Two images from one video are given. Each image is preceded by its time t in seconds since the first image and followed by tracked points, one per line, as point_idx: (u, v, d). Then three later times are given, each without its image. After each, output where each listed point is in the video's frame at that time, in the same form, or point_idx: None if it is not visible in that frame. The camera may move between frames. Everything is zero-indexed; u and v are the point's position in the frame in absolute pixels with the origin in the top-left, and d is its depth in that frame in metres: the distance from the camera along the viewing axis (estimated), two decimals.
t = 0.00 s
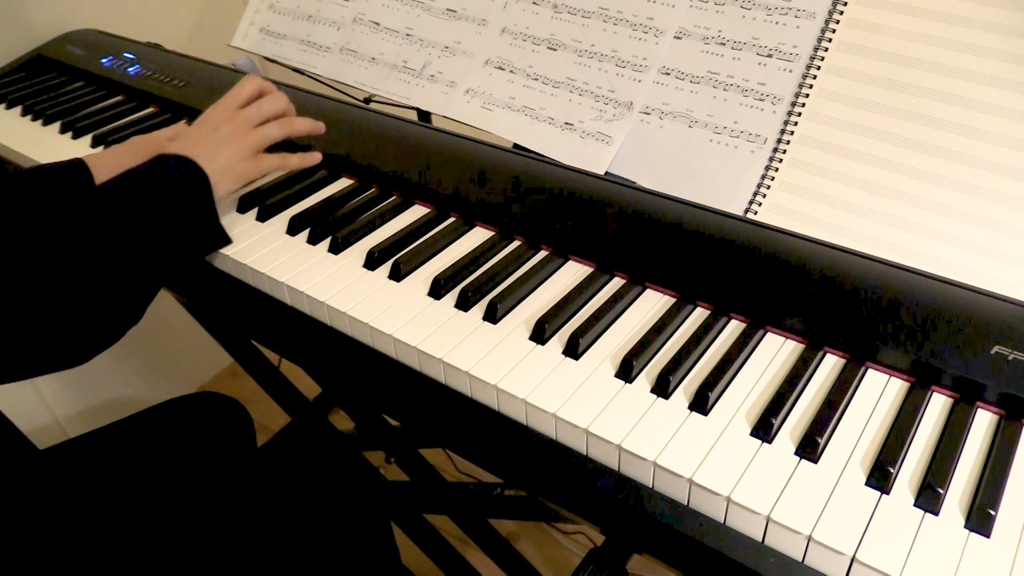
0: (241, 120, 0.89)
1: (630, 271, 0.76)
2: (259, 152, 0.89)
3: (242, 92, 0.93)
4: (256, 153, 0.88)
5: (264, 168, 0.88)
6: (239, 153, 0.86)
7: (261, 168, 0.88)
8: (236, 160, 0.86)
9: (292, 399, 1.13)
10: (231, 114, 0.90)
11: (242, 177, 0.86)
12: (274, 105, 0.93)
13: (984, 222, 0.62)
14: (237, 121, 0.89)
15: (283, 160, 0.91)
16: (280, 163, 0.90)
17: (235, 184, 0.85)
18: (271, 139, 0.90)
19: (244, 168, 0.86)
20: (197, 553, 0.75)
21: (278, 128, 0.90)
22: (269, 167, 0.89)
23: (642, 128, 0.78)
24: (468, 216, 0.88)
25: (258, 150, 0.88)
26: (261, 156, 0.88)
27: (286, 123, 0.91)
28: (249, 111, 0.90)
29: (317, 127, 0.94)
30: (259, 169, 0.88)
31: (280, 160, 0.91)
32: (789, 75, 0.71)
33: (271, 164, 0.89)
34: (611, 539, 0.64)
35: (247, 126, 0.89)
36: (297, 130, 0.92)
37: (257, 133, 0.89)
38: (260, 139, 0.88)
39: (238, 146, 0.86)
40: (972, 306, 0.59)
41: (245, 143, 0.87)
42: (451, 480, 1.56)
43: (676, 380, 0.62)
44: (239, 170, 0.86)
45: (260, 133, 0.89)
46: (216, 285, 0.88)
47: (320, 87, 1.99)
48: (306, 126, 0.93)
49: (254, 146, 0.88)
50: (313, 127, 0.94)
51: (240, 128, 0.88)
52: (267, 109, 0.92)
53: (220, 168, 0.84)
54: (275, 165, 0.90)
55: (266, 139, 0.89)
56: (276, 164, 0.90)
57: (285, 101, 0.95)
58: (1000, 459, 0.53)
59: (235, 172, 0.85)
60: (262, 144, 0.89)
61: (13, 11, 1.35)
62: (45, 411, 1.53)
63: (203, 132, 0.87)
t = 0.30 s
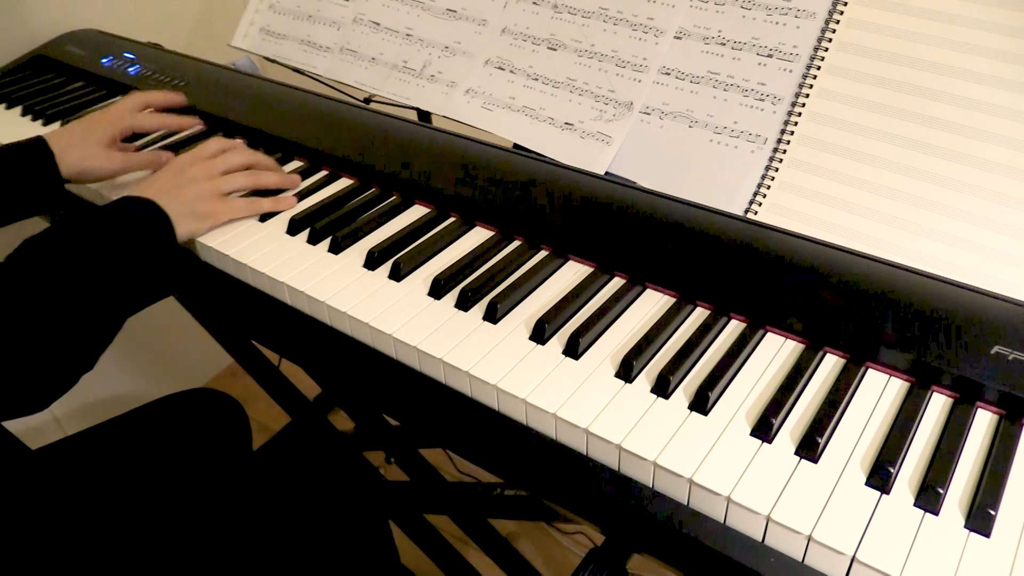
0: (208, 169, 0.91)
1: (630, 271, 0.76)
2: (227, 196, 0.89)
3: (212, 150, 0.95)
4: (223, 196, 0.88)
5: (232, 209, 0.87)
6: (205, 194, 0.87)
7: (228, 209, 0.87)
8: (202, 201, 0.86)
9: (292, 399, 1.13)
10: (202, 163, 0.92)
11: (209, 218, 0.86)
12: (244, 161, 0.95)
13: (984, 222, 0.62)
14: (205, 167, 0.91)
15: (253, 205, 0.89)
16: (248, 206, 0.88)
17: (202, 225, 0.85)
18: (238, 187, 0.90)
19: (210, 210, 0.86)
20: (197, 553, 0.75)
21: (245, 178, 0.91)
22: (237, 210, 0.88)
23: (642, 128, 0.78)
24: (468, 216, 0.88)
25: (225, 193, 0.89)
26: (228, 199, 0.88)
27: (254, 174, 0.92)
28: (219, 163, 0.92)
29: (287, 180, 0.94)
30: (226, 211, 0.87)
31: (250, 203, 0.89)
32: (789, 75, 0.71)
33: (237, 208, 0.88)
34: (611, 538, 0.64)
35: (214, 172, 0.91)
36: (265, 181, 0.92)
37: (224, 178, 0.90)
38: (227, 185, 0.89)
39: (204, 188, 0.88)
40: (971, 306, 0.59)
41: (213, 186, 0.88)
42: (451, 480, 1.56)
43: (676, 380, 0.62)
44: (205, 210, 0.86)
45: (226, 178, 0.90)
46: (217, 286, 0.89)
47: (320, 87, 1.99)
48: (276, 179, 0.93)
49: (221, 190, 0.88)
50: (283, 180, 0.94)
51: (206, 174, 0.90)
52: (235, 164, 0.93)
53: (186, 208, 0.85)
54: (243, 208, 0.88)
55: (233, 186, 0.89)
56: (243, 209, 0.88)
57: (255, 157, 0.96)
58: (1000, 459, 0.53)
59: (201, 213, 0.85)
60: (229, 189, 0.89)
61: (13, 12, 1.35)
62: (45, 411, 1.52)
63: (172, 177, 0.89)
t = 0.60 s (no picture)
0: (186, 188, 0.89)
1: (630, 271, 0.76)
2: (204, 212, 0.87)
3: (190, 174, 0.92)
4: (199, 212, 0.87)
5: (207, 224, 0.86)
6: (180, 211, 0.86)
7: (203, 225, 0.86)
8: (177, 217, 0.85)
9: (292, 399, 1.13)
10: (181, 182, 0.90)
11: (183, 234, 0.85)
12: (225, 177, 0.92)
13: (984, 222, 0.62)
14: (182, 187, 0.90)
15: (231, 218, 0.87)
16: (223, 220, 0.87)
17: (177, 241, 0.84)
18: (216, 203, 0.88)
19: (185, 226, 0.85)
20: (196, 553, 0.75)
21: (224, 193, 0.89)
22: (213, 225, 0.86)
23: (642, 128, 0.78)
24: (468, 216, 0.88)
25: (202, 209, 0.87)
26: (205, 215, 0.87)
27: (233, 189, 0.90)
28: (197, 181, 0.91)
29: (266, 197, 0.92)
30: (201, 227, 0.86)
31: (225, 217, 0.87)
32: (789, 75, 0.71)
33: (214, 222, 0.87)
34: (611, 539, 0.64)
35: (192, 190, 0.89)
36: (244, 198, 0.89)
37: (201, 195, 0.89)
38: (204, 201, 0.88)
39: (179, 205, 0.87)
40: (970, 306, 0.59)
41: (189, 204, 0.87)
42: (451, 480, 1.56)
43: (676, 380, 0.62)
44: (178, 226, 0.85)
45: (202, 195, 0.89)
46: (217, 286, 0.89)
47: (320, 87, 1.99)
48: (255, 195, 0.91)
49: (197, 207, 0.87)
50: (263, 197, 0.91)
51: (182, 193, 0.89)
52: (215, 181, 0.91)
53: (162, 224, 0.84)
54: (219, 223, 0.87)
55: (210, 202, 0.88)
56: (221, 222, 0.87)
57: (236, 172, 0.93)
58: (1000, 459, 0.53)
59: (176, 229, 0.84)
60: (206, 206, 0.88)
61: (13, 12, 1.35)
62: (45, 411, 1.52)
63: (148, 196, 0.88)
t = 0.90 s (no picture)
0: (188, 188, 0.89)
1: (630, 271, 0.76)
2: (206, 209, 0.87)
3: (193, 174, 0.92)
4: (201, 210, 0.87)
5: (208, 221, 0.86)
6: (182, 209, 0.86)
7: (205, 222, 0.86)
8: (179, 215, 0.85)
9: (292, 399, 1.13)
10: (183, 183, 0.91)
11: (186, 231, 0.84)
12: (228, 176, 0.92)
13: (984, 222, 0.62)
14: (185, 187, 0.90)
15: (233, 215, 0.87)
16: (225, 217, 0.86)
17: (178, 239, 0.84)
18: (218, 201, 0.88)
19: (187, 224, 0.85)
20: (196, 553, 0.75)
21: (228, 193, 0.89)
22: (215, 222, 0.86)
23: (642, 128, 0.78)
24: (468, 216, 0.88)
25: (205, 208, 0.87)
26: (207, 212, 0.87)
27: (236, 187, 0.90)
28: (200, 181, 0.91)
29: (270, 194, 0.91)
30: (202, 223, 0.86)
31: (227, 213, 0.87)
32: (789, 75, 0.71)
33: (215, 219, 0.86)
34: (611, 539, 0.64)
35: (195, 189, 0.89)
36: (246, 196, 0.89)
37: (203, 194, 0.88)
38: (205, 199, 0.88)
39: (181, 204, 0.86)
40: (971, 306, 0.59)
41: (191, 202, 0.87)
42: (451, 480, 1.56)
43: (676, 380, 0.62)
44: (179, 224, 0.84)
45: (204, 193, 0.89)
46: (217, 286, 0.89)
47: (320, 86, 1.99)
48: (258, 193, 0.90)
49: (199, 205, 0.87)
50: (266, 194, 0.91)
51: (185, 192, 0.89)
52: (217, 180, 0.91)
53: (163, 222, 0.84)
54: (221, 219, 0.86)
55: (212, 199, 0.88)
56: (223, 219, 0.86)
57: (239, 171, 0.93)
58: (1000, 459, 0.53)
59: (177, 228, 0.84)
60: (208, 203, 0.87)
61: (13, 11, 1.35)
62: (44, 411, 1.52)
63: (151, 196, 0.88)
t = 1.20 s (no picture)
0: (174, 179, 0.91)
1: (629, 271, 0.76)
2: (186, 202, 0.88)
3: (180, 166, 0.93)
4: (182, 202, 0.88)
5: (185, 213, 0.86)
6: (163, 200, 0.88)
7: (183, 214, 0.86)
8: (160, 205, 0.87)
9: (292, 399, 1.13)
10: (172, 173, 0.92)
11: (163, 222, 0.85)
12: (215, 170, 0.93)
13: (984, 222, 0.62)
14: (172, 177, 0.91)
15: (210, 208, 0.87)
16: (203, 211, 0.87)
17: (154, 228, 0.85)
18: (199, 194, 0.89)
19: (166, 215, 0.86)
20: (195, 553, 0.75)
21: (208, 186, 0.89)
22: (192, 215, 0.87)
23: (642, 128, 0.78)
24: (468, 216, 0.88)
25: (185, 200, 0.88)
26: (187, 205, 0.87)
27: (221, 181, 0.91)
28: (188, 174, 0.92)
29: (254, 191, 0.91)
30: (179, 215, 0.86)
31: (205, 208, 0.87)
32: (788, 75, 0.71)
33: (192, 211, 0.87)
34: (611, 539, 0.64)
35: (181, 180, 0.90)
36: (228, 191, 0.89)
37: (187, 185, 0.89)
38: (188, 192, 0.89)
39: (163, 194, 0.88)
40: (970, 306, 0.59)
41: (174, 193, 0.88)
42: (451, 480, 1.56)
43: (676, 380, 0.62)
44: (158, 214, 0.86)
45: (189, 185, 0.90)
46: (216, 286, 0.88)
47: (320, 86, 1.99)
48: (243, 189, 0.90)
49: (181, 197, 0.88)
50: (251, 191, 0.91)
51: (170, 183, 0.90)
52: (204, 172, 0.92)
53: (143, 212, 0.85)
54: (197, 213, 0.87)
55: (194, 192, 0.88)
56: (199, 212, 0.87)
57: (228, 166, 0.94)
58: (1000, 459, 0.53)
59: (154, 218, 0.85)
60: (188, 196, 0.88)
61: (13, 11, 1.35)
62: (45, 410, 1.52)
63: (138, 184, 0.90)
